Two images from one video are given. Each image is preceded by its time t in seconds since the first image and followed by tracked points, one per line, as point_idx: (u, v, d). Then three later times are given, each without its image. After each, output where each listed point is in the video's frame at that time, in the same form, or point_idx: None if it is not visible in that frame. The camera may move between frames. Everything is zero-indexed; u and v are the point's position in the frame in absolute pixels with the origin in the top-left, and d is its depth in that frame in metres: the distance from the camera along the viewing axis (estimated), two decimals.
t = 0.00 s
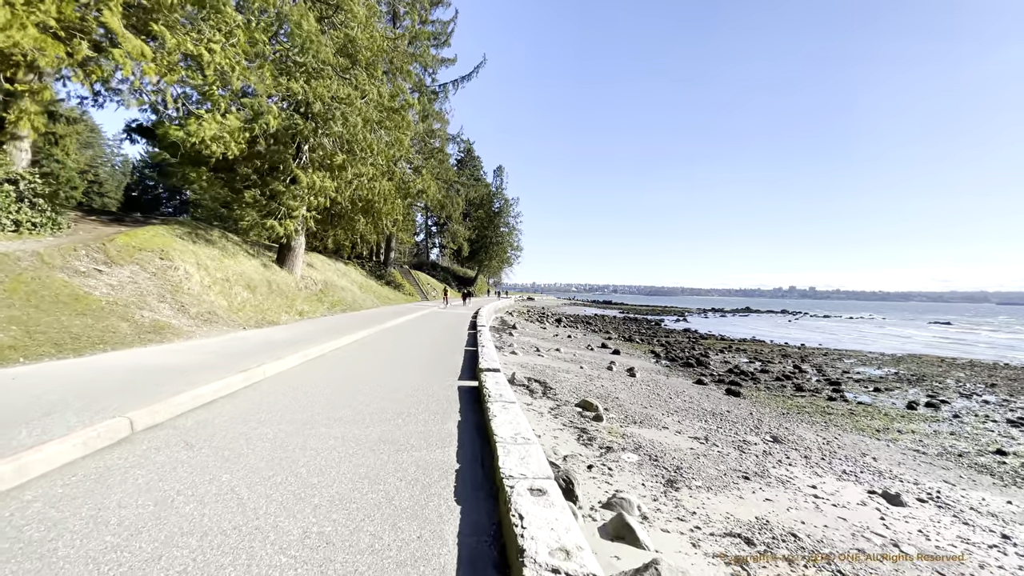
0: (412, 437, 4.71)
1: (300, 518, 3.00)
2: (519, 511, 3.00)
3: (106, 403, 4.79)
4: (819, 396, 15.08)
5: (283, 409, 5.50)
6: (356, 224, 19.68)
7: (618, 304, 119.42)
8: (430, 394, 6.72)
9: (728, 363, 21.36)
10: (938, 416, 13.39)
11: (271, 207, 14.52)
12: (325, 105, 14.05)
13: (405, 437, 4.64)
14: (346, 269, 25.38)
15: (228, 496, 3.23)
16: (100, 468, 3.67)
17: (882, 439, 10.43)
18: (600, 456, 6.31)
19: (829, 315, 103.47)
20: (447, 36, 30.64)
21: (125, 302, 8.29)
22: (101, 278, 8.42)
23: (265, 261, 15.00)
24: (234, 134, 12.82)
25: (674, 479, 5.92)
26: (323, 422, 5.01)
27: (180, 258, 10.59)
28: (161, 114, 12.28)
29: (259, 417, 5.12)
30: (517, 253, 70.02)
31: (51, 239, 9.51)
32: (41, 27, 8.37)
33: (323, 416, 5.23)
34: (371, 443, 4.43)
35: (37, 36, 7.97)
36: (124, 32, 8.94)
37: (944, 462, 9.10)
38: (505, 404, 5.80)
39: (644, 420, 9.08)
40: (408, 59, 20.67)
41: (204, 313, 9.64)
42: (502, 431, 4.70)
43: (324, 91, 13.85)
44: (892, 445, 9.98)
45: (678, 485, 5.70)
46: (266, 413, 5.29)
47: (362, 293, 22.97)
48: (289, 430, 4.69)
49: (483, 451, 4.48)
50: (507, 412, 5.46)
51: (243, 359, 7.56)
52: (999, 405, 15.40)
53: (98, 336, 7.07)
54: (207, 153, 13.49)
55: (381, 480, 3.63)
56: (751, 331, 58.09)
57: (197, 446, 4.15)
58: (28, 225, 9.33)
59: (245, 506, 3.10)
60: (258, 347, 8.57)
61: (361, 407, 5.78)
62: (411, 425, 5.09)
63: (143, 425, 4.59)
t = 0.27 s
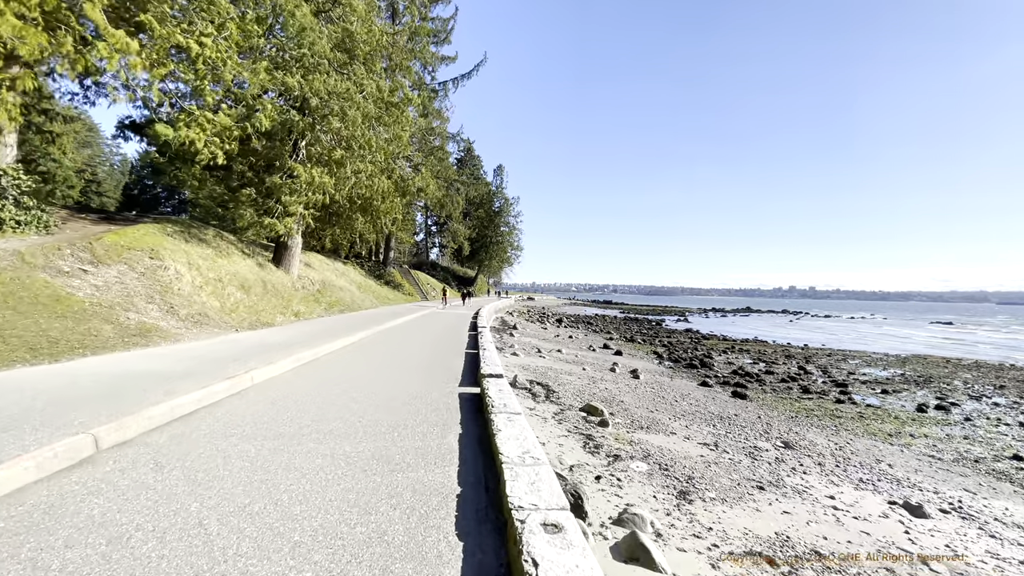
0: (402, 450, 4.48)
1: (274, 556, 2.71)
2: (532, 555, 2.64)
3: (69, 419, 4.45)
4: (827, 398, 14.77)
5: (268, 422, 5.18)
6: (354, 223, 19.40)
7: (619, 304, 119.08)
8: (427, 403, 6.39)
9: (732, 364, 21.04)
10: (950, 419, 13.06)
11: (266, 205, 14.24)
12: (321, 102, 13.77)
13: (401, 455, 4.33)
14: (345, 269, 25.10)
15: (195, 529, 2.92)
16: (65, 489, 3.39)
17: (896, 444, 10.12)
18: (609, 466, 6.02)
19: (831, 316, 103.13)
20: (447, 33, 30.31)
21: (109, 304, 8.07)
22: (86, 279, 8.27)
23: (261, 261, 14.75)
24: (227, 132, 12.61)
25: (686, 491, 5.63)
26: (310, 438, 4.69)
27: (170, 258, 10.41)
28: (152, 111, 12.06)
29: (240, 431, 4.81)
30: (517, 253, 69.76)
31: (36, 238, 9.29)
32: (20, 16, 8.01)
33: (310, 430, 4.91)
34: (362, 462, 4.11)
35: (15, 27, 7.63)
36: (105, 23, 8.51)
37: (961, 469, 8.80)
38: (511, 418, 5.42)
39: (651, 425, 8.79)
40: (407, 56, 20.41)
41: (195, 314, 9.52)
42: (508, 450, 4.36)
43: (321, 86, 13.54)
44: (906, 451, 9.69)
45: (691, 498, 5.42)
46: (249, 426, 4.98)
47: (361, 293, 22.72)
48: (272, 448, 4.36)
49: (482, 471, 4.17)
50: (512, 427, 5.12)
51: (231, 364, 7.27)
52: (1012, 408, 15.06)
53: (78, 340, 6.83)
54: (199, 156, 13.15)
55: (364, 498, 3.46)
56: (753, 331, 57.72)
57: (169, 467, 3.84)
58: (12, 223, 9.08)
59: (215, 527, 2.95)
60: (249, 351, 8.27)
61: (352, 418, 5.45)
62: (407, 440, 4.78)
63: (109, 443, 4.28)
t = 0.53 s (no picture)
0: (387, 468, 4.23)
1: None
2: None
3: (28, 434, 4.09)
4: (834, 400, 14.51)
5: (250, 435, 4.84)
6: (352, 222, 19.11)
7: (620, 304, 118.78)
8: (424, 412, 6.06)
9: (736, 365, 20.78)
10: (961, 422, 12.79)
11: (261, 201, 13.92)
12: (318, 96, 13.46)
13: (387, 474, 4.10)
14: (343, 268, 24.83)
15: (153, 571, 2.61)
16: (11, 518, 3.07)
17: (909, 448, 9.86)
18: (617, 474, 5.76)
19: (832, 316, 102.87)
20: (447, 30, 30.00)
21: (93, 304, 7.83)
22: (69, 278, 8.05)
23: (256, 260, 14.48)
24: (219, 128, 12.34)
25: (700, 502, 5.37)
26: (298, 456, 4.39)
27: (160, 256, 10.29)
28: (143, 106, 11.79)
29: (218, 447, 4.47)
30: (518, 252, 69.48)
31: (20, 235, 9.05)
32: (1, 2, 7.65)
33: (296, 447, 4.61)
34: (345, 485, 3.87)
35: None
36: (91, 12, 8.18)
37: (978, 475, 8.53)
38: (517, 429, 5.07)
39: (658, 429, 8.50)
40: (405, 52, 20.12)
41: (184, 315, 9.31)
42: (516, 467, 4.03)
43: (318, 81, 13.23)
44: (920, 456, 9.43)
45: (704, 509, 5.16)
46: (229, 441, 4.65)
47: (360, 293, 22.44)
48: (255, 470, 4.04)
49: (480, 491, 3.86)
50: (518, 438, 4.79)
51: (217, 369, 6.93)
52: None
53: (58, 342, 6.57)
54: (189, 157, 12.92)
55: (342, 525, 3.24)
56: (755, 331, 57.41)
57: (137, 492, 3.50)
58: None
59: (174, 556, 2.75)
60: (238, 354, 7.94)
61: (341, 432, 5.13)
62: (400, 458, 4.50)
63: (69, 461, 3.93)
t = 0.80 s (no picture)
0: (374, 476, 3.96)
1: None
2: None
3: None
4: (841, 402, 14.22)
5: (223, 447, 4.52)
6: (349, 220, 18.82)
7: (620, 304, 118.52)
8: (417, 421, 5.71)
9: (740, 365, 20.50)
10: (972, 424, 12.50)
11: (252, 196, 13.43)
12: (313, 91, 13.14)
13: (373, 481, 3.84)
14: (341, 268, 24.57)
15: None
16: None
17: (922, 452, 9.57)
18: (625, 483, 5.48)
19: (831, 316, 102.65)
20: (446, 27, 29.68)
21: (74, 305, 7.61)
22: (50, 277, 7.84)
23: (250, 259, 14.21)
24: (210, 122, 12.03)
25: (713, 513, 5.08)
26: (278, 469, 4.05)
27: (147, 254, 10.11)
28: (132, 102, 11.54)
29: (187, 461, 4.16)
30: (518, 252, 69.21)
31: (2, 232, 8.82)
32: None
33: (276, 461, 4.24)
34: (326, 493, 3.60)
35: None
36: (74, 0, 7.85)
37: (996, 481, 8.24)
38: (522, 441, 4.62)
39: (664, 433, 8.21)
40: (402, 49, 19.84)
41: (171, 315, 9.11)
42: (521, 488, 3.55)
43: (312, 75, 12.91)
44: (934, 460, 9.15)
45: (718, 521, 4.88)
46: (199, 455, 4.31)
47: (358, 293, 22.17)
48: (229, 485, 3.68)
49: (478, 505, 3.57)
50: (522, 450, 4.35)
51: (194, 376, 6.57)
52: None
53: (34, 345, 6.34)
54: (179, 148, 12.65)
55: (320, 540, 2.93)
56: (757, 332, 57.06)
57: (93, 514, 3.21)
58: None
59: None
60: (220, 359, 7.57)
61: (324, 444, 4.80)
62: (390, 467, 4.17)
63: (16, 481, 3.63)
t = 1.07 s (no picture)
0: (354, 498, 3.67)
1: None
2: None
3: None
4: (848, 404, 13.93)
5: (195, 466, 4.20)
6: (345, 219, 18.53)
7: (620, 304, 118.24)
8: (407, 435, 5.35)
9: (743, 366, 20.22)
10: (982, 427, 12.22)
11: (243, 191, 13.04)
12: (308, 86, 12.83)
13: (355, 506, 3.53)
14: (338, 268, 24.28)
15: None
16: None
17: (935, 458, 9.29)
18: (633, 495, 5.17)
19: (832, 316, 102.43)
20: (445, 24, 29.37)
21: (52, 305, 7.33)
22: (27, 277, 7.57)
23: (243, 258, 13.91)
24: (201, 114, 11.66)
25: (727, 528, 4.78)
26: (252, 488, 3.79)
27: (131, 252, 9.85)
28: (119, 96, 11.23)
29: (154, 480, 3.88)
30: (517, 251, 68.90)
31: None
32: None
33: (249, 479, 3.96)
34: (297, 516, 3.37)
35: None
36: None
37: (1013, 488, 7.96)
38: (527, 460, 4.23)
39: (671, 438, 7.91)
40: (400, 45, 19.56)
41: (156, 316, 8.84)
42: (527, 521, 3.15)
43: (307, 69, 12.59)
44: (948, 466, 8.86)
45: (733, 537, 4.58)
46: (170, 472, 4.04)
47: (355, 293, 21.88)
48: (197, 507, 3.43)
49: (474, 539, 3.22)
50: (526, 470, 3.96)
51: (170, 385, 6.17)
52: None
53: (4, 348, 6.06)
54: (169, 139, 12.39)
55: None
56: (758, 332, 56.83)
57: (41, 542, 2.93)
58: None
59: None
60: (201, 365, 7.17)
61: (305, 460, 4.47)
62: (375, 489, 3.88)
63: None
